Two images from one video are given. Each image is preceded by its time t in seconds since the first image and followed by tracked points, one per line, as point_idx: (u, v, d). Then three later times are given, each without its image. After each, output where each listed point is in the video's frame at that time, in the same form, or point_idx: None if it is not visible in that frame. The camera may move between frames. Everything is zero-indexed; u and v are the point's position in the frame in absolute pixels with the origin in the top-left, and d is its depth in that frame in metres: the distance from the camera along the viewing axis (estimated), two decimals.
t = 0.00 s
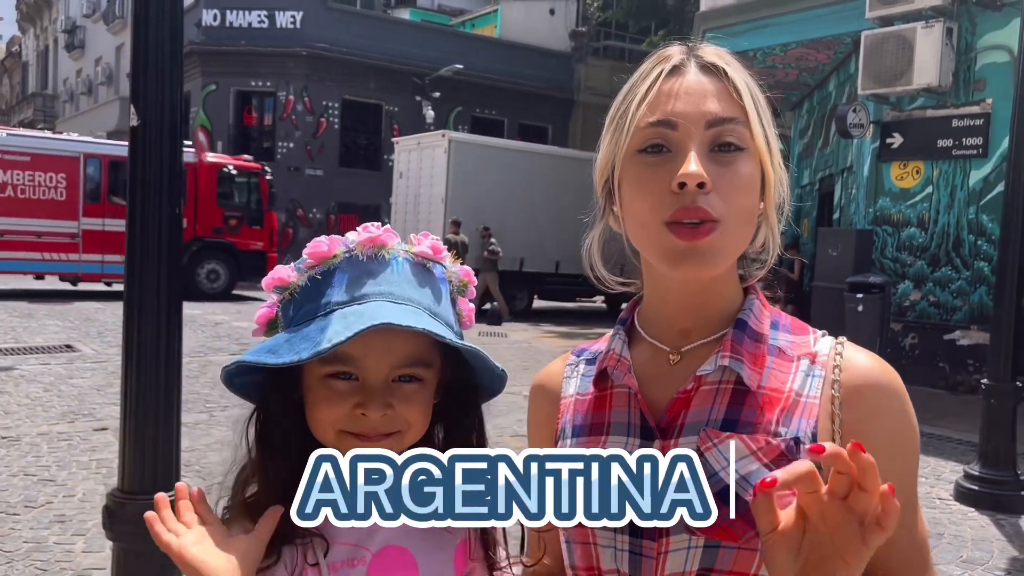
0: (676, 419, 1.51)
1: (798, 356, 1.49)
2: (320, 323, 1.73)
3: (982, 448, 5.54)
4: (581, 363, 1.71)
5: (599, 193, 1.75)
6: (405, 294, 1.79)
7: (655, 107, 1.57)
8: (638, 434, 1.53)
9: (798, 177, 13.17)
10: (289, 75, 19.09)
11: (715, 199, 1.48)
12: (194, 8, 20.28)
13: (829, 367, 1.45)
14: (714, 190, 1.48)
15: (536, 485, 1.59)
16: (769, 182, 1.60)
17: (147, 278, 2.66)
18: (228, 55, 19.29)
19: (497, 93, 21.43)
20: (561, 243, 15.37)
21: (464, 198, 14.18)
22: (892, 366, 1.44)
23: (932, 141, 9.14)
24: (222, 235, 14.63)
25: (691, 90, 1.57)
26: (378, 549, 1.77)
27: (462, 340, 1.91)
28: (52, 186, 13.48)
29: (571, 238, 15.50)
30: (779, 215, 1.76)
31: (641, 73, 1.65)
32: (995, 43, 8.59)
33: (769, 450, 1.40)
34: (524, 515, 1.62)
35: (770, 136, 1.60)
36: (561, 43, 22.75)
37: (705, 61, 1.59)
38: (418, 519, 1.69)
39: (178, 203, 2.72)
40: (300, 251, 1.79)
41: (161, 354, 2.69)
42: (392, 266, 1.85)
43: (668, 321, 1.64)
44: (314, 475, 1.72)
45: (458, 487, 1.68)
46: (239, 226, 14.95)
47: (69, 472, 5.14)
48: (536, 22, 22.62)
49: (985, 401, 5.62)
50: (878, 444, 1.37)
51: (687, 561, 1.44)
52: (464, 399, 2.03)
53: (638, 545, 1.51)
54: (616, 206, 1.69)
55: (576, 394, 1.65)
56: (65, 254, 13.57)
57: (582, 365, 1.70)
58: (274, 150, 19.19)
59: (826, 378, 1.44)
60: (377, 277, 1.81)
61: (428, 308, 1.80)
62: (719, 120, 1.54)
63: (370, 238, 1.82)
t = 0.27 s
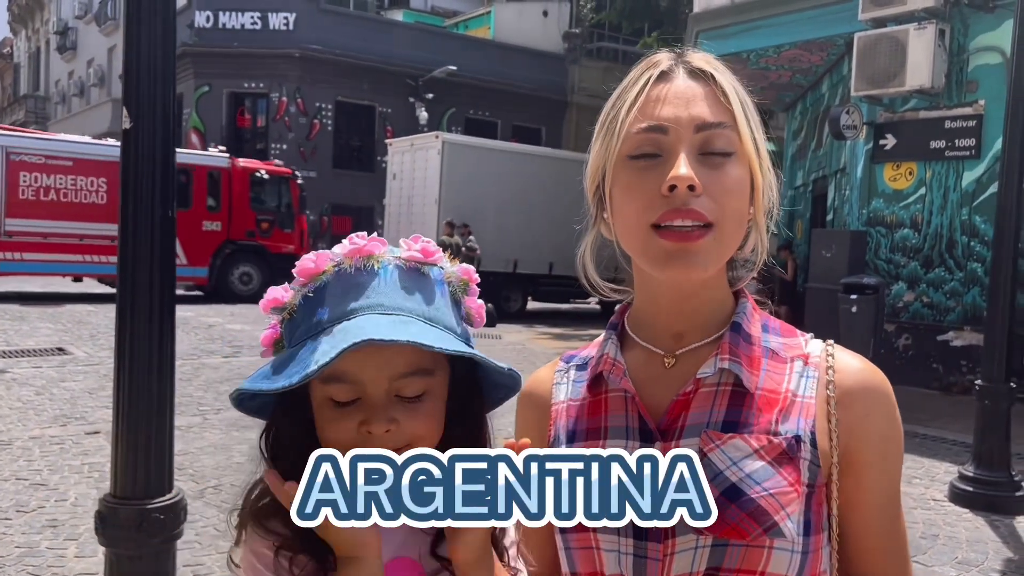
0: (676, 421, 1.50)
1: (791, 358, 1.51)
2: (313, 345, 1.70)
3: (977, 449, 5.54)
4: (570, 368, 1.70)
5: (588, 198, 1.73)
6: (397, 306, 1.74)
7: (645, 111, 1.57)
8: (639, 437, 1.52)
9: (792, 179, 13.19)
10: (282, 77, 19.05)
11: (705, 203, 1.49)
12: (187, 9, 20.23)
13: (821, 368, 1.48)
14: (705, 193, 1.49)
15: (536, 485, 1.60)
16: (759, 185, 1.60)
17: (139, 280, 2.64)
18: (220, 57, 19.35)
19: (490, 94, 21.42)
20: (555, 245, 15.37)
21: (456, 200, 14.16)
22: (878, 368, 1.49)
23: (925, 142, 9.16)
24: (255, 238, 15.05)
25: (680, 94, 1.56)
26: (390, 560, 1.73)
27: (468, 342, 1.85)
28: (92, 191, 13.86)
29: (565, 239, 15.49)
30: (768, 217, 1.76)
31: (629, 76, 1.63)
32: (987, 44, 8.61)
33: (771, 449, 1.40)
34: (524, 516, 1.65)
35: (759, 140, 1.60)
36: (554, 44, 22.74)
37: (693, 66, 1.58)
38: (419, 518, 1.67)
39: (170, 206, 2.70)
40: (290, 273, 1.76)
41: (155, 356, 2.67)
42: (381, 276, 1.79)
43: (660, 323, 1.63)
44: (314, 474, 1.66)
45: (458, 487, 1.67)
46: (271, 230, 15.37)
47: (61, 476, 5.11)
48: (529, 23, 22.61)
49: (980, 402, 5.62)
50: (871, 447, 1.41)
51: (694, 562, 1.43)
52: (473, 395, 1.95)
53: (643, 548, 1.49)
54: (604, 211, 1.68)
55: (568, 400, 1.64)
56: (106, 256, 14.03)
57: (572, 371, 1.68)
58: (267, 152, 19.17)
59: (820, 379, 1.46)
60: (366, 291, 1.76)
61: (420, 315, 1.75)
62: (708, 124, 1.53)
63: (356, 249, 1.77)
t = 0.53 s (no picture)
0: (696, 421, 1.56)
1: (786, 350, 1.63)
2: (330, 352, 1.61)
3: (975, 450, 5.54)
4: (561, 371, 1.71)
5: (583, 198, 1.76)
6: (416, 311, 1.63)
7: (636, 111, 1.61)
8: (657, 439, 1.56)
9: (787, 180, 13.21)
10: (277, 78, 19.02)
11: (697, 200, 1.53)
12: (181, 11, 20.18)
13: (813, 358, 1.60)
14: (696, 191, 1.53)
15: (537, 485, 1.62)
16: (750, 184, 1.64)
17: (134, 283, 2.62)
18: (214, 59, 19.28)
19: (485, 96, 21.41)
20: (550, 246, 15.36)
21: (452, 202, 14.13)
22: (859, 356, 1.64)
23: (919, 144, 9.17)
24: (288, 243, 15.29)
25: (671, 93, 1.60)
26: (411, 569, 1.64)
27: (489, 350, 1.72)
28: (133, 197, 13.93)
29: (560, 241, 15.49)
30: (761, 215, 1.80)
31: (621, 78, 1.67)
32: (981, 45, 8.64)
33: (789, 440, 1.49)
34: (525, 516, 1.65)
35: (751, 138, 1.63)
36: (548, 45, 22.74)
37: (684, 66, 1.63)
38: (419, 518, 1.65)
39: (167, 209, 2.68)
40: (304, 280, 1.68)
41: (152, 362, 2.66)
42: (398, 281, 1.68)
43: (658, 323, 1.68)
44: (314, 474, 1.66)
45: (458, 487, 1.63)
46: (302, 235, 15.62)
47: (56, 480, 5.08)
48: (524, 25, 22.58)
49: (976, 403, 5.62)
50: (861, 430, 1.56)
51: (730, 559, 1.48)
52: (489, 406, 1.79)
53: (676, 550, 1.52)
54: (599, 210, 1.71)
55: (564, 404, 1.66)
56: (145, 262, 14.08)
57: (563, 373, 1.71)
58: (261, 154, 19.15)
59: (814, 369, 1.59)
60: (383, 297, 1.66)
61: (439, 322, 1.63)
62: (698, 122, 1.57)
63: (372, 255, 1.66)
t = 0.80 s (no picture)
0: (715, 410, 1.60)
1: (779, 341, 1.72)
2: (353, 334, 1.57)
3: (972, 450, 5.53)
4: (566, 373, 1.73)
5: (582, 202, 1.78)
6: (440, 300, 1.61)
7: (631, 114, 1.63)
8: (680, 431, 1.59)
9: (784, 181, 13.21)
10: (273, 80, 18.98)
11: (687, 200, 1.55)
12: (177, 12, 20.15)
13: (803, 350, 1.71)
14: (687, 190, 1.55)
15: (537, 485, 1.63)
16: (743, 187, 1.66)
17: (131, 285, 2.61)
18: (210, 60, 19.24)
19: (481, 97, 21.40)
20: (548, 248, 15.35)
21: (448, 204, 14.12)
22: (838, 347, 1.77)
23: (916, 144, 9.18)
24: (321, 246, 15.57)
25: (664, 97, 1.63)
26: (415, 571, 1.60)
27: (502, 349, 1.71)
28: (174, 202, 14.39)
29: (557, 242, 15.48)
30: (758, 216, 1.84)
31: (618, 83, 1.70)
32: (977, 46, 8.65)
33: (803, 424, 1.58)
34: (525, 516, 1.63)
35: (743, 139, 1.66)
36: (545, 47, 22.72)
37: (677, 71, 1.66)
38: (419, 519, 1.62)
39: (164, 210, 2.66)
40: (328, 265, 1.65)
41: (148, 366, 2.64)
42: (424, 273, 1.67)
43: (662, 320, 1.72)
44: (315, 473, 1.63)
45: (458, 486, 1.62)
46: (337, 239, 15.90)
47: (52, 483, 5.06)
48: (520, 26, 22.55)
49: (973, 404, 5.62)
50: (839, 414, 1.69)
51: (765, 541, 1.54)
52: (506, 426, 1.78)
53: (711, 537, 1.55)
54: (596, 213, 1.73)
55: (576, 405, 1.67)
56: (185, 264, 14.45)
57: (567, 375, 1.72)
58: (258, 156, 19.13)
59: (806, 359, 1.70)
60: (408, 286, 1.64)
61: (465, 315, 1.62)
62: (689, 124, 1.60)
63: (400, 246, 1.66)
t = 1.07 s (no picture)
0: (735, 402, 1.62)
1: (787, 337, 1.77)
2: (349, 324, 1.54)
3: (970, 450, 5.53)
4: (585, 363, 1.70)
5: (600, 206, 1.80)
6: (434, 289, 1.59)
7: (641, 126, 1.64)
8: (703, 421, 1.59)
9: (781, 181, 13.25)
10: (270, 81, 18.96)
11: (699, 209, 1.57)
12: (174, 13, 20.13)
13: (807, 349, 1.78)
14: (698, 201, 1.57)
15: (538, 484, 1.64)
16: (755, 190, 1.67)
17: (129, 287, 2.60)
18: (207, 61, 19.22)
19: (479, 97, 21.40)
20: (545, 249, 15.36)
21: (446, 204, 14.12)
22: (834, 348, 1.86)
23: (913, 144, 9.19)
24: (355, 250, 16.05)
25: (674, 109, 1.63)
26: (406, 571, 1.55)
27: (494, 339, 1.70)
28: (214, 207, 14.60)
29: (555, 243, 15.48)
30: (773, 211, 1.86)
31: (630, 91, 1.70)
32: (975, 46, 8.66)
33: (815, 416, 1.64)
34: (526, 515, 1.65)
35: (753, 145, 1.66)
36: (542, 47, 22.74)
37: (686, 79, 1.64)
38: (419, 519, 1.59)
39: (160, 210, 2.66)
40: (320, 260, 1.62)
41: (145, 369, 2.64)
42: (419, 265, 1.65)
43: (680, 316, 1.74)
44: (315, 474, 1.60)
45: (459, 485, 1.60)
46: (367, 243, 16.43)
47: (49, 484, 5.05)
48: (518, 26, 22.55)
49: (972, 403, 5.62)
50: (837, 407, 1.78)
51: (784, 524, 1.56)
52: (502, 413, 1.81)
53: (734, 521, 1.54)
54: (613, 218, 1.76)
55: (591, 396, 1.64)
56: (225, 268, 14.72)
57: (588, 365, 1.69)
58: (255, 157, 19.14)
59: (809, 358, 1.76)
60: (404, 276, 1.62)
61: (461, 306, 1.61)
62: (699, 135, 1.61)
63: (393, 237, 1.66)
